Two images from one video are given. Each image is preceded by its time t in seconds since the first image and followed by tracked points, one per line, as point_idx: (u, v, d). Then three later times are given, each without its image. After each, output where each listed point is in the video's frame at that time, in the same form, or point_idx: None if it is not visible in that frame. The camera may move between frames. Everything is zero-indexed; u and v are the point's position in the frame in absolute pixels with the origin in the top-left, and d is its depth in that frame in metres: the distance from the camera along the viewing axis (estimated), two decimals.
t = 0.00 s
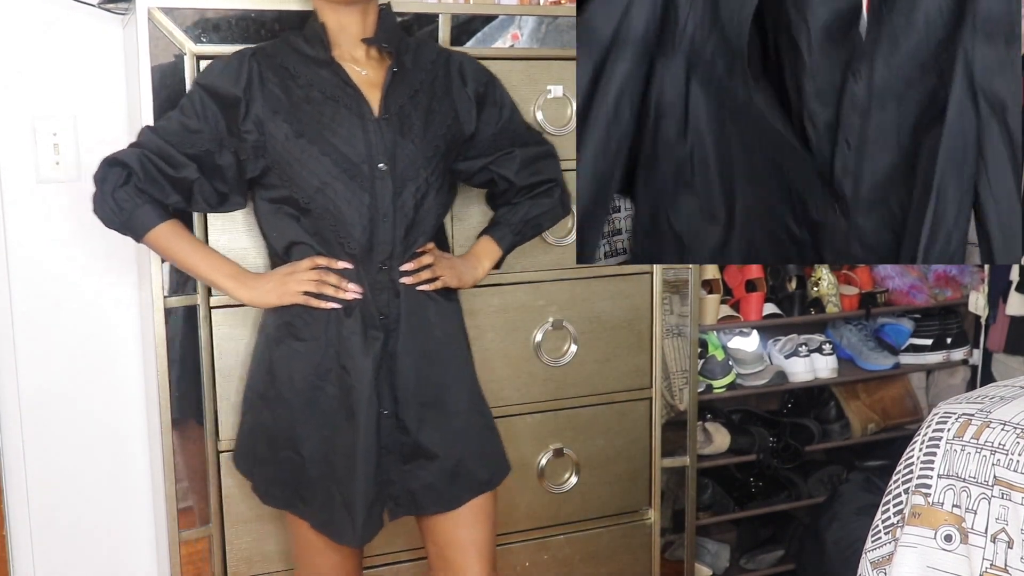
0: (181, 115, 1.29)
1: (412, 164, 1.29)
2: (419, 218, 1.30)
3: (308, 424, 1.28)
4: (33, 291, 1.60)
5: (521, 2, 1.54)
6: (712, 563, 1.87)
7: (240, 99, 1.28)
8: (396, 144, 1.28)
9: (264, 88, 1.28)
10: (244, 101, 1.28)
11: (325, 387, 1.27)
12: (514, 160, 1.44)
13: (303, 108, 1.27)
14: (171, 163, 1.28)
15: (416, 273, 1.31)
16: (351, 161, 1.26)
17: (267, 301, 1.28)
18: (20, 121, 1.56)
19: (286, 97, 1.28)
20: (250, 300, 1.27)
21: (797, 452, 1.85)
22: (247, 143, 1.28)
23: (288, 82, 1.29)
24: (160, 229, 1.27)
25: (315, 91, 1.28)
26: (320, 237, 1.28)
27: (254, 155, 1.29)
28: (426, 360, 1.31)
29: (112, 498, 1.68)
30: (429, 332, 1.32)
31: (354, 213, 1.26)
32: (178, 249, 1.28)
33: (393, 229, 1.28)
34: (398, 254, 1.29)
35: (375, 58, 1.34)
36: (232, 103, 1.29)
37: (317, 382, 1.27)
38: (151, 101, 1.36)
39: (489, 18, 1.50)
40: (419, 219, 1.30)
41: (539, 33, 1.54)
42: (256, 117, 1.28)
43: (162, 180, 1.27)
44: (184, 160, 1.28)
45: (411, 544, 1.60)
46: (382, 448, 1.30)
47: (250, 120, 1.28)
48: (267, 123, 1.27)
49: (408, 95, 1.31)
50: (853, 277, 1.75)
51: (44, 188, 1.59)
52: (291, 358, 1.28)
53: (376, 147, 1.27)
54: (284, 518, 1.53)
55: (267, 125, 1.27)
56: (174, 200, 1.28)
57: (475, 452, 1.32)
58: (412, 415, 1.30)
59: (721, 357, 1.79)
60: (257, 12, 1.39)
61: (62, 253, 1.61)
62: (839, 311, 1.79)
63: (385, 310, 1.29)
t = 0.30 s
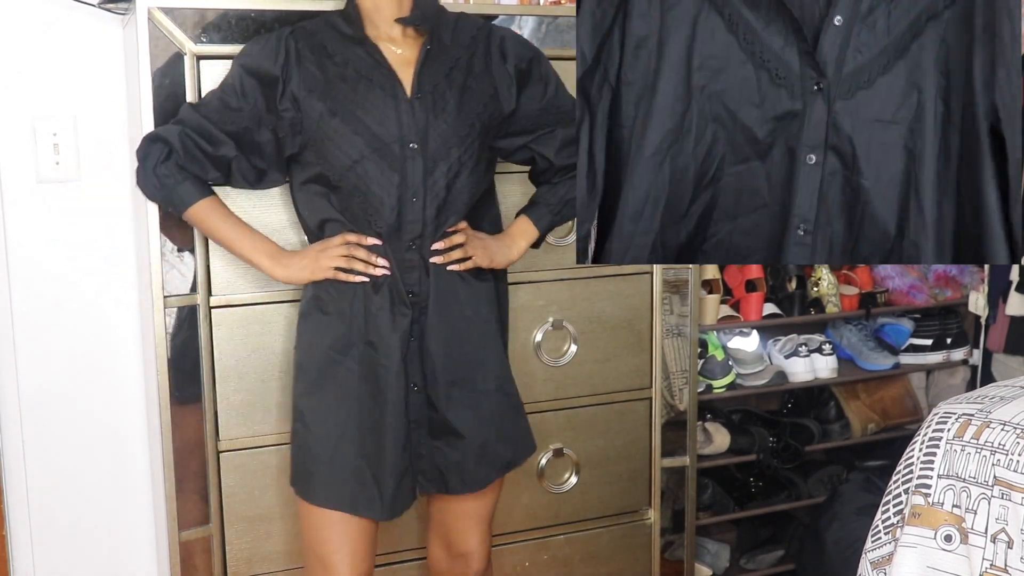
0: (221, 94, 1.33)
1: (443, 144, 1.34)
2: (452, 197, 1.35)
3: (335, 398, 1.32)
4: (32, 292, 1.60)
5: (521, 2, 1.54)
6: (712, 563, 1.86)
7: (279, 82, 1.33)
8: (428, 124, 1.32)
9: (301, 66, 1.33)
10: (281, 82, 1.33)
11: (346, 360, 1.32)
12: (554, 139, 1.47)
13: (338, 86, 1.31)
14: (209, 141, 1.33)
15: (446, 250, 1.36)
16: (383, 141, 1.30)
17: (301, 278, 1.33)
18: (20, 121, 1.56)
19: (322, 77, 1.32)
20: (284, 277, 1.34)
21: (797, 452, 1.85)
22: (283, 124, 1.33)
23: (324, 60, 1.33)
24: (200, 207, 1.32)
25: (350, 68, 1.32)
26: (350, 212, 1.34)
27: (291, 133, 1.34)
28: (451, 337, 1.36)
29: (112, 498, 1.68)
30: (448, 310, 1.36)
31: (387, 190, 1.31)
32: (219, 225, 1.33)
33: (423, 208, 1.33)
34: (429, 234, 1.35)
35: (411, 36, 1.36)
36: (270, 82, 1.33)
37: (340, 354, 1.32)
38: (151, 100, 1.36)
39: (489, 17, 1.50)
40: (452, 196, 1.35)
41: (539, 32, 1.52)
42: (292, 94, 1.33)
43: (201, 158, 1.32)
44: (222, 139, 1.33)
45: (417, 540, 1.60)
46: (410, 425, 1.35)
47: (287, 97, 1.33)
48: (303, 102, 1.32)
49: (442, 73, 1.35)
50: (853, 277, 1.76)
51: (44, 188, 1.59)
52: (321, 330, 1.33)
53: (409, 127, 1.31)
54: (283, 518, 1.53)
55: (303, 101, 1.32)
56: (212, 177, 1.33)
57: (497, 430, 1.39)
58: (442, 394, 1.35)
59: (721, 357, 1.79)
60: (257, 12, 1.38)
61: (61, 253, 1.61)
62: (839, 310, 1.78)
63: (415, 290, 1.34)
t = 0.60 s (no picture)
0: (218, 68, 1.29)
1: (447, 125, 1.31)
2: (452, 178, 1.32)
3: (335, 383, 1.27)
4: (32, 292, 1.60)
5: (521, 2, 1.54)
6: (712, 563, 1.88)
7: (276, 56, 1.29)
8: (430, 104, 1.30)
9: (303, 42, 1.28)
10: (283, 53, 1.29)
11: (350, 344, 1.27)
12: (550, 134, 1.46)
13: (341, 64, 1.28)
14: (205, 113, 1.29)
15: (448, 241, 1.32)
16: (387, 118, 1.27)
17: (293, 254, 1.30)
18: (20, 121, 1.56)
19: (325, 52, 1.28)
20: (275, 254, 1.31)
21: (797, 452, 1.84)
22: (282, 97, 1.29)
23: (327, 37, 1.29)
24: (185, 182, 1.29)
25: (354, 48, 1.28)
26: (352, 192, 1.30)
27: (290, 109, 1.29)
28: (453, 322, 1.32)
29: (112, 498, 1.68)
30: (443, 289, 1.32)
31: (388, 167, 1.28)
32: (202, 204, 1.30)
33: (424, 189, 1.30)
34: (430, 217, 1.31)
35: (415, 19, 1.34)
36: (270, 58, 1.29)
37: (342, 337, 1.27)
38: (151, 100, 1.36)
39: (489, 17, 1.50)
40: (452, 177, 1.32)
41: (540, 33, 1.52)
42: (293, 72, 1.28)
43: (193, 131, 1.28)
44: (219, 112, 1.29)
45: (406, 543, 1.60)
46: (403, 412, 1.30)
47: (287, 73, 1.28)
48: (305, 76, 1.28)
49: (445, 57, 1.33)
50: (852, 277, 1.76)
51: (44, 188, 1.59)
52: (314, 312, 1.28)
53: (412, 106, 1.28)
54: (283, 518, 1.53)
55: (304, 79, 1.28)
56: (206, 152, 1.30)
57: (501, 420, 1.34)
58: (436, 381, 1.31)
59: (721, 357, 1.80)
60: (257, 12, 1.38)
61: (61, 253, 1.61)
62: (839, 311, 1.79)
63: (414, 271, 1.31)
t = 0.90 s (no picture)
0: (205, 70, 1.30)
1: (436, 128, 1.30)
2: (441, 182, 1.31)
3: (329, 388, 1.28)
4: (32, 292, 1.60)
5: (521, 2, 1.54)
6: (712, 563, 1.89)
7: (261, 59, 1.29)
8: (419, 107, 1.29)
9: (290, 45, 1.29)
10: (269, 56, 1.29)
11: (336, 350, 1.28)
12: (538, 136, 1.43)
13: (328, 66, 1.28)
14: (191, 113, 1.28)
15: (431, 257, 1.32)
16: (375, 120, 1.27)
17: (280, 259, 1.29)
18: (20, 121, 1.56)
19: (313, 55, 1.29)
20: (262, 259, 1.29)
21: (797, 452, 1.84)
22: (268, 99, 1.29)
23: (314, 39, 1.30)
24: (172, 180, 1.27)
25: (342, 50, 1.29)
26: (337, 197, 1.29)
27: (276, 110, 1.29)
28: (450, 326, 1.32)
29: (112, 498, 1.68)
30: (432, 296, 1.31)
31: (376, 177, 1.27)
32: (184, 200, 1.28)
33: (412, 191, 1.29)
34: (418, 220, 1.30)
35: (403, 23, 1.36)
36: (256, 60, 1.29)
37: (330, 343, 1.28)
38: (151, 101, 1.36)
39: (489, 18, 1.51)
40: (442, 187, 1.31)
41: (540, 33, 1.54)
42: (280, 74, 1.29)
43: (179, 131, 1.27)
44: (205, 112, 1.28)
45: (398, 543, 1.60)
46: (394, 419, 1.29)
47: (275, 76, 1.29)
48: (291, 78, 1.28)
49: (434, 61, 1.32)
50: (853, 277, 1.68)
51: (44, 188, 1.59)
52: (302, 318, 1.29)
53: (400, 109, 1.28)
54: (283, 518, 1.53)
55: (291, 80, 1.28)
56: (190, 152, 1.29)
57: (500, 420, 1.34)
58: (435, 382, 1.31)
59: (721, 357, 1.81)
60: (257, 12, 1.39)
61: (60, 253, 1.61)
62: (839, 310, 1.76)
63: (405, 275, 1.30)
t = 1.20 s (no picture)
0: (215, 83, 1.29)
1: (426, 124, 1.30)
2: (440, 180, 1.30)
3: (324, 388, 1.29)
4: (32, 292, 1.60)
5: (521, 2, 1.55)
6: (712, 563, 1.88)
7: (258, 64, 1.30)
8: (409, 104, 1.30)
9: (284, 47, 1.30)
10: (267, 58, 1.30)
11: (331, 352, 1.28)
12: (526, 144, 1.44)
13: (320, 66, 1.29)
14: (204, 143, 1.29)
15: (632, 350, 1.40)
16: (366, 118, 1.27)
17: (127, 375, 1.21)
18: (20, 121, 1.56)
19: (304, 55, 1.30)
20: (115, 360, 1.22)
21: (797, 452, 1.84)
22: (274, 105, 1.30)
23: (306, 41, 1.31)
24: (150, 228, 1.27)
25: (332, 51, 1.30)
26: (322, 201, 1.26)
27: (286, 114, 1.30)
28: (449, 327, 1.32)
29: (112, 498, 1.68)
30: (431, 297, 1.31)
31: (367, 176, 1.26)
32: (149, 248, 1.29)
33: (403, 188, 1.27)
34: (410, 215, 1.28)
35: (393, 23, 1.38)
36: (251, 64, 1.30)
37: (330, 355, 1.29)
38: (151, 102, 1.36)
39: (490, 18, 1.51)
40: (433, 187, 1.30)
41: (540, 33, 1.54)
42: (278, 76, 1.29)
43: (192, 164, 1.28)
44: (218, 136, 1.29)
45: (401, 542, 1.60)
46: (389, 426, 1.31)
47: (274, 78, 1.30)
48: (286, 81, 1.29)
49: (425, 58, 1.34)
50: (852, 277, 1.68)
51: (44, 188, 1.59)
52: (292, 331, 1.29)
53: (391, 105, 1.28)
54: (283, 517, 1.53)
55: (292, 79, 1.29)
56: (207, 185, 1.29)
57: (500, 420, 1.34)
58: (433, 382, 1.32)
59: (721, 357, 1.80)
60: (257, 11, 1.39)
61: (60, 254, 1.61)
62: (838, 310, 1.75)
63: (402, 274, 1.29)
